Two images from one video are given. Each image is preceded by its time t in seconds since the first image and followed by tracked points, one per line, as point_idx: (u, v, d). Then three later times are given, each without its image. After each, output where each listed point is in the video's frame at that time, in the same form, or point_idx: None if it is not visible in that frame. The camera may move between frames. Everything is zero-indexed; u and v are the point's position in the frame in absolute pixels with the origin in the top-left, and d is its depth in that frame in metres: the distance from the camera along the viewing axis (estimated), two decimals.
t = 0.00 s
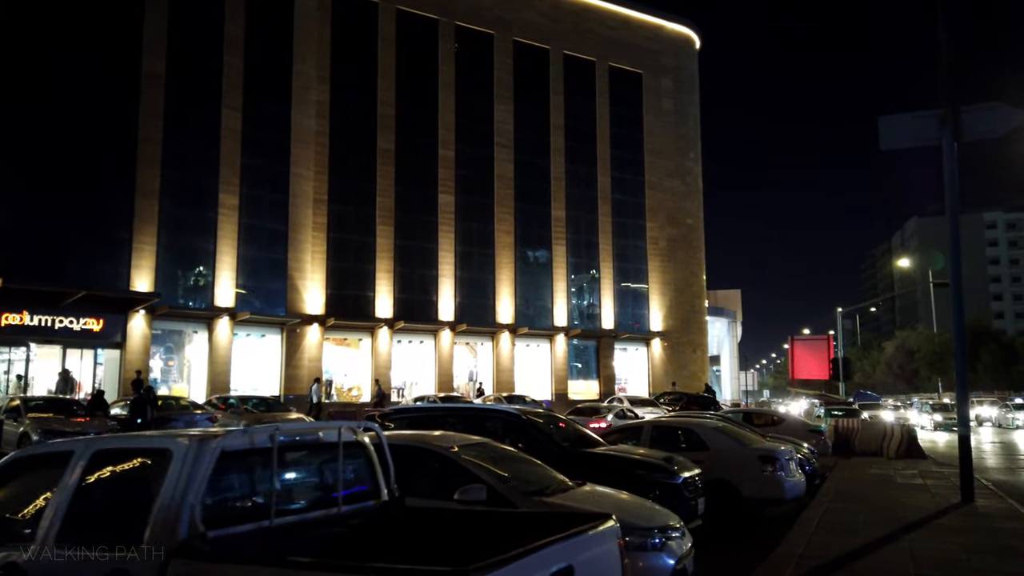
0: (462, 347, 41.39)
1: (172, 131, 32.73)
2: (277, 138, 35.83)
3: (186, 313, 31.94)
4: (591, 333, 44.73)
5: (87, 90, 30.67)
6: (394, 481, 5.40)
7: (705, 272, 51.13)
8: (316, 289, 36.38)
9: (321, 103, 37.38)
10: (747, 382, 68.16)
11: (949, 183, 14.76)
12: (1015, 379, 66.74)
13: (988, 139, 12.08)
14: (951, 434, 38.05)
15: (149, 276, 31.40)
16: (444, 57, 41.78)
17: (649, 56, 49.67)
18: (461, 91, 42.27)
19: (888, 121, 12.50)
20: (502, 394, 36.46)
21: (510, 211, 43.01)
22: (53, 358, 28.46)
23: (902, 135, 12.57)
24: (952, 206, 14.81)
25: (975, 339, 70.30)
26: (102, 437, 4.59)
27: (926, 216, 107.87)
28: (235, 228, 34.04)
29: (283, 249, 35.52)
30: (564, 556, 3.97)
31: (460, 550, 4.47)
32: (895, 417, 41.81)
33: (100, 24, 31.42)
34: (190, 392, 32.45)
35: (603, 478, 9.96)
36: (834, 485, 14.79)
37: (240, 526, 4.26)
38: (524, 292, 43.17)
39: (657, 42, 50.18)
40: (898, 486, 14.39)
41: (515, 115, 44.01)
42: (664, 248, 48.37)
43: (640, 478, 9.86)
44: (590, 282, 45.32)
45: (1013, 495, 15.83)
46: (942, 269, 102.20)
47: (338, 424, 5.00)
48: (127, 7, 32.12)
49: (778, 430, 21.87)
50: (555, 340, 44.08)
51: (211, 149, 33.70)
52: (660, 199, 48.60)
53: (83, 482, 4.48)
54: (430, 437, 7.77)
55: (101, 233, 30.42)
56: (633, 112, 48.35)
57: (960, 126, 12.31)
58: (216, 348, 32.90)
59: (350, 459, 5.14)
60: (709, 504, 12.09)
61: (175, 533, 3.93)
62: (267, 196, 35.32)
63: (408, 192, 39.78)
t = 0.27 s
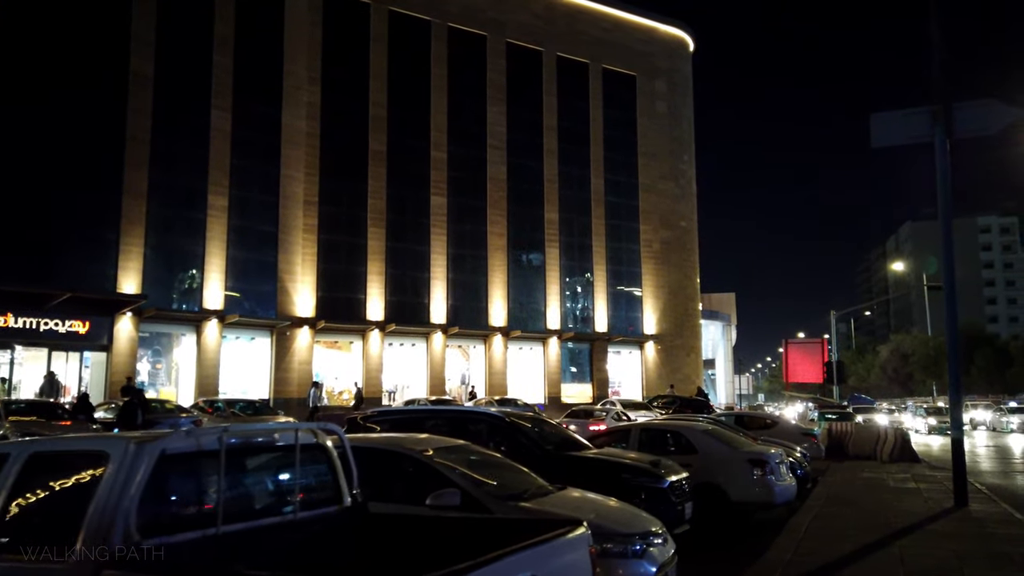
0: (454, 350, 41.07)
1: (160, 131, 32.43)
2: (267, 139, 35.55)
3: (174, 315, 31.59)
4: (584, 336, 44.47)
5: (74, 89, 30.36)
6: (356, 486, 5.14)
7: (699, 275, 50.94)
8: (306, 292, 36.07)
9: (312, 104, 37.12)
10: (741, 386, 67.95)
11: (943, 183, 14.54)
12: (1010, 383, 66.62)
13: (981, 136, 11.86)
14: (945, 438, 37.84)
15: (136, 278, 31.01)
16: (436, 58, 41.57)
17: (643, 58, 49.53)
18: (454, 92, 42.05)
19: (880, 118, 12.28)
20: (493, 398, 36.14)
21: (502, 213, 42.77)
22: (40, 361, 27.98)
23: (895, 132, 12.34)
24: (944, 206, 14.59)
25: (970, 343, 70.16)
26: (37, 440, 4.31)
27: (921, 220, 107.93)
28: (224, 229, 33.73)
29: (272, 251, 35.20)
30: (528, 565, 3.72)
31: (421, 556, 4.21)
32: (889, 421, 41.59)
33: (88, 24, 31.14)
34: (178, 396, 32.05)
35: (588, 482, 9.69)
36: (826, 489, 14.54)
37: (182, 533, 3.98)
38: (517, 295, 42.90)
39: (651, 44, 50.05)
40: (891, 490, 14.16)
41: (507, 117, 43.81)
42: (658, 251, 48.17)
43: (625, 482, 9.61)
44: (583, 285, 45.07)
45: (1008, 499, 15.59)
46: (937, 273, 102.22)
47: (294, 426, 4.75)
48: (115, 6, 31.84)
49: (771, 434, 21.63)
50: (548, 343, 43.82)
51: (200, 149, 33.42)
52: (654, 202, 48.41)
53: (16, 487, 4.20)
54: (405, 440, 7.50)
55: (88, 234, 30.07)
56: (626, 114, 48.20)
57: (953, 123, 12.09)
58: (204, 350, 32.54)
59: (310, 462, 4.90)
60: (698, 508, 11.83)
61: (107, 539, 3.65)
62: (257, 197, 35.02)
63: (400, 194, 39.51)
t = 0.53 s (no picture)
0: (449, 354, 40.78)
1: (152, 133, 32.18)
2: (260, 142, 35.31)
3: (165, 319, 31.29)
4: (580, 340, 44.22)
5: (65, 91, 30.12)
6: (324, 501, 4.85)
7: (696, 278, 50.73)
8: (299, 296, 35.81)
9: (306, 107, 36.92)
10: (739, 390, 67.76)
11: (940, 186, 14.30)
12: (1008, 387, 66.46)
13: (977, 137, 11.64)
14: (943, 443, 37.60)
15: (126, 282, 30.69)
16: (431, 61, 41.39)
17: (639, 61, 49.40)
18: (449, 95, 41.86)
19: (875, 119, 12.06)
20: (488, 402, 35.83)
21: (497, 216, 42.54)
22: (29, 366, 27.66)
23: (890, 133, 12.11)
24: (942, 210, 14.35)
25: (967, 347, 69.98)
26: None
27: (918, 224, 107.86)
28: (216, 232, 33.46)
29: (265, 255, 34.93)
30: None
31: None
32: (887, 426, 41.34)
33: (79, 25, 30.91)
34: (168, 401, 31.67)
35: (577, 492, 9.43)
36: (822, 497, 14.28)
37: (126, 554, 3.71)
38: (512, 298, 42.65)
39: (647, 47, 49.93)
40: (888, 498, 13.90)
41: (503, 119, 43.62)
42: (654, 255, 47.95)
43: (615, 492, 9.35)
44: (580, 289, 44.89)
45: (1007, 507, 15.33)
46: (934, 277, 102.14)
47: (253, 439, 4.49)
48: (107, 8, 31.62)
49: (767, 439, 21.38)
50: (543, 347, 43.54)
51: (192, 152, 33.17)
52: (650, 205, 48.22)
53: None
54: (383, 449, 7.21)
55: (77, 238, 29.77)
56: (622, 117, 48.03)
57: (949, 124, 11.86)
58: (196, 355, 32.21)
59: (273, 477, 4.62)
60: (691, 518, 11.56)
61: (41, 563, 3.39)
62: (250, 200, 34.76)
63: (394, 197, 39.29)
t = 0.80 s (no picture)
0: (446, 357, 40.50)
1: (146, 134, 31.94)
2: (255, 143, 35.09)
3: (159, 321, 31.00)
4: (579, 343, 43.94)
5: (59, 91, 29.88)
6: (294, 507, 4.55)
7: (695, 281, 50.47)
8: (295, 298, 35.58)
9: (302, 108, 36.69)
10: (738, 394, 67.46)
11: (942, 186, 13.98)
12: (1008, 391, 66.18)
13: (981, 133, 11.35)
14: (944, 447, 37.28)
15: (119, 283, 30.36)
16: (428, 62, 41.17)
17: (638, 63, 49.20)
18: (446, 96, 41.63)
19: (876, 115, 11.75)
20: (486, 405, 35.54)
21: (495, 218, 42.30)
22: (20, 368, 27.33)
23: (893, 130, 11.78)
24: (944, 212, 14.01)
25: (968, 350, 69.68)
26: None
27: (917, 228, 107.64)
28: (211, 234, 33.20)
29: (260, 257, 34.69)
30: None
31: None
32: (887, 430, 41.06)
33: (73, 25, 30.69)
34: (161, 404, 31.30)
35: (571, 497, 9.13)
36: (822, 502, 14.02)
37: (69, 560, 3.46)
38: (510, 301, 42.39)
39: (645, 49, 49.71)
40: (890, 502, 13.60)
41: (500, 121, 43.38)
42: (653, 257, 47.67)
43: (608, 496, 9.07)
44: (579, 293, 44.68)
45: (1012, 512, 15.02)
46: (934, 281, 101.92)
47: (216, 440, 4.22)
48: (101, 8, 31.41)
49: (766, 443, 21.11)
50: (541, 350, 43.23)
51: (187, 153, 32.95)
52: (649, 208, 47.97)
53: None
54: (365, 452, 6.92)
55: (70, 238, 29.48)
56: (621, 119, 47.82)
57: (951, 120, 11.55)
58: (190, 357, 31.94)
59: (241, 481, 4.35)
60: (688, 523, 11.29)
61: None
62: (245, 202, 34.53)
63: (391, 199, 39.03)
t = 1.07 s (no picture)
0: (443, 360, 40.19)
1: (140, 134, 31.69)
2: (251, 144, 34.83)
3: (152, 323, 30.68)
4: (577, 346, 43.62)
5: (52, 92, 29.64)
6: (263, 520, 4.25)
7: (694, 284, 50.18)
8: (290, 300, 35.26)
9: (298, 109, 36.42)
10: (738, 397, 67.12)
11: (946, 187, 13.70)
12: (1008, 395, 65.88)
13: (986, 131, 11.09)
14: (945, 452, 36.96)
15: (113, 285, 30.11)
16: (426, 63, 40.92)
17: (637, 65, 48.96)
18: (444, 97, 41.37)
19: (879, 113, 11.51)
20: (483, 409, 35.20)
21: (493, 221, 42.03)
22: (12, 371, 26.99)
23: (896, 128, 11.54)
24: (949, 214, 13.73)
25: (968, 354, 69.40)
26: None
27: (917, 231, 107.38)
28: (206, 235, 32.93)
29: (256, 259, 34.41)
30: None
31: None
32: (887, 434, 40.74)
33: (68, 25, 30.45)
34: (156, 407, 31.08)
35: (564, 506, 8.83)
36: (824, 508, 13.72)
37: None
38: (508, 304, 42.09)
39: (644, 51, 49.50)
40: (892, 509, 13.29)
41: (499, 123, 43.12)
42: (652, 260, 47.38)
43: (602, 504, 8.78)
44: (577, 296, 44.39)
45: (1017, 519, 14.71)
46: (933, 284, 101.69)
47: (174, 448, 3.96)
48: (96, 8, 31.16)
49: (765, 448, 20.80)
50: (539, 353, 42.92)
51: (182, 154, 32.71)
52: (648, 210, 47.70)
53: None
54: (347, 458, 6.60)
55: (63, 240, 29.21)
56: (620, 121, 47.56)
57: (956, 118, 11.30)
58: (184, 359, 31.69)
59: (203, 491, 4.11)
60: (687, 531, 10.97)
61: None
62: (241, 203, 34.27)
63: (388, 201, 38.74)
